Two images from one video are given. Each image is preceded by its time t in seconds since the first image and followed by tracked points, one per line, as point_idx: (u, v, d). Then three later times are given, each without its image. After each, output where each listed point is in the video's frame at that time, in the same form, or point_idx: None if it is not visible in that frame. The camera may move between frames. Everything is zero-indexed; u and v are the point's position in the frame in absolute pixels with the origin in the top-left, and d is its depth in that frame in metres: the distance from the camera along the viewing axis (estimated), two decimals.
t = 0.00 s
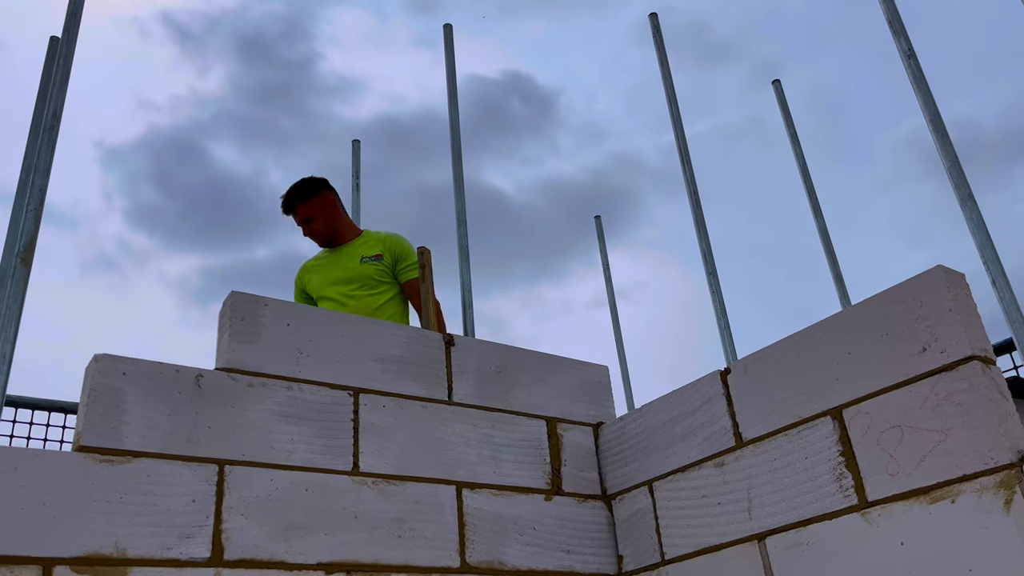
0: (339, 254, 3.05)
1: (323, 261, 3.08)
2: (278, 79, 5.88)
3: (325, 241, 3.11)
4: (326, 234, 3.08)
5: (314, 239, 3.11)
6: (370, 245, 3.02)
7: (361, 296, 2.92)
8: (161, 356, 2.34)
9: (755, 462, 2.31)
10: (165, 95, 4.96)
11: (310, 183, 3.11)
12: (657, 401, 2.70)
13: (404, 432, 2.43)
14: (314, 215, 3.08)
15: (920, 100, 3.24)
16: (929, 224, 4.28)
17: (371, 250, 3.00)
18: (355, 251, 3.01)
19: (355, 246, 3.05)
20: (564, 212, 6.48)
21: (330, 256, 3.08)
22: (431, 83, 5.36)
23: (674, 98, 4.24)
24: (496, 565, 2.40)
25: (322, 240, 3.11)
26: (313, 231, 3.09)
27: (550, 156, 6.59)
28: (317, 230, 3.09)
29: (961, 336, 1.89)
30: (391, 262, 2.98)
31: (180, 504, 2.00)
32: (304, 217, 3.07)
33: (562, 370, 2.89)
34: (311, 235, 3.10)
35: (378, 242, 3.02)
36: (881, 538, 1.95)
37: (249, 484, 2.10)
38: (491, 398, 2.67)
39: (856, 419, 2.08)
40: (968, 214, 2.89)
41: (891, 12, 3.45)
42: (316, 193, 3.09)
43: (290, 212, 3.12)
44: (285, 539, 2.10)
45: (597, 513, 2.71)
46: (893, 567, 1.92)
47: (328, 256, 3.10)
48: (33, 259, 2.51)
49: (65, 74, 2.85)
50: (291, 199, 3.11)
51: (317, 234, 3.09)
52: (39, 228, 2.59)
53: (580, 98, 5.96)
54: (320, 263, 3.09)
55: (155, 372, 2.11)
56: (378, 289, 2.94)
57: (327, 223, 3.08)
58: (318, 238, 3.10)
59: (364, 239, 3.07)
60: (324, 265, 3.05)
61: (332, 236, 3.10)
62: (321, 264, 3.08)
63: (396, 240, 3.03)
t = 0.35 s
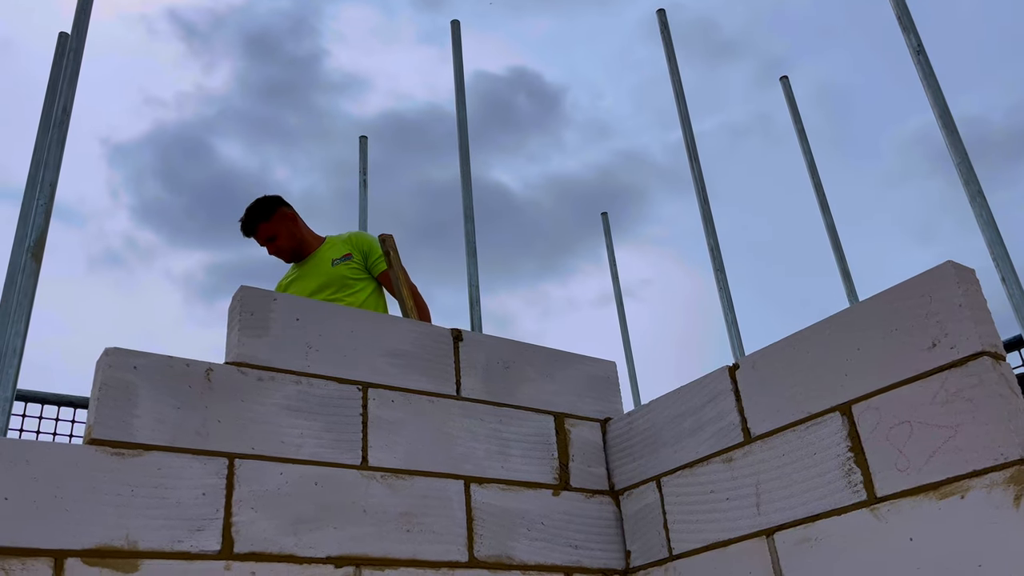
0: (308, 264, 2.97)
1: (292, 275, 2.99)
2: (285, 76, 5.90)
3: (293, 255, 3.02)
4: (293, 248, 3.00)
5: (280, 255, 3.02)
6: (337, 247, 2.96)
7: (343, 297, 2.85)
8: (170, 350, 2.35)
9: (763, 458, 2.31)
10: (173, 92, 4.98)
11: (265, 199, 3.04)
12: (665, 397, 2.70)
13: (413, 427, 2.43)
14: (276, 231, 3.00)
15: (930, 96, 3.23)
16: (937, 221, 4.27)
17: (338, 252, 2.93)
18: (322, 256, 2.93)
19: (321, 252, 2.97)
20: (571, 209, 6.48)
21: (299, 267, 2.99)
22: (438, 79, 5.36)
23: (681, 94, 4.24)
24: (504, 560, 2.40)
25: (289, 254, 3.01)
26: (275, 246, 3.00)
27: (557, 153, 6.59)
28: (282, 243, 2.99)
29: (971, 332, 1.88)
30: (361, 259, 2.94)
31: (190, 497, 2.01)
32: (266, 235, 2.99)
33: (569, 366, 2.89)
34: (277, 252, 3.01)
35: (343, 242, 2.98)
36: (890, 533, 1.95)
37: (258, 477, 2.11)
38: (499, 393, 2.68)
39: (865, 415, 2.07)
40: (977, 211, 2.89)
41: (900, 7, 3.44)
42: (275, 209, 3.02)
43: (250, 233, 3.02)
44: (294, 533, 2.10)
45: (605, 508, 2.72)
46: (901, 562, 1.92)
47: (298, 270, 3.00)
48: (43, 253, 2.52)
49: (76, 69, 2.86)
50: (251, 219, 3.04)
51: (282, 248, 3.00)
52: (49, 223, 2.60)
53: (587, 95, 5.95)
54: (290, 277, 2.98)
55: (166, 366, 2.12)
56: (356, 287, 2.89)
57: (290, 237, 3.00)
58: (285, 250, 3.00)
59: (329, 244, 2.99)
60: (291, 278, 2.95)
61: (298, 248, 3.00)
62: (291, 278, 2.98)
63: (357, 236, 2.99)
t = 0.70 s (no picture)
0: (320, 252, 2.91)
1: (300, 260, 2.93)
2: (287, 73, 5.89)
3: (312, 236, 2.94)
4: (315, 233, 2.94)
5: (301, 232, 2.92)
6: (350, 243, 2.91)
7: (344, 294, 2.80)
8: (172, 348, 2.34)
9: (767, 456, 2.30)
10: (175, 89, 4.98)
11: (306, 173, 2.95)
12: (667, 395, 2.69)
13: (415, 424, 2.43)
14: (311, 209, 2.92)
15: (935, 92, 3.21)
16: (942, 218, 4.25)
17: (349, 248, 2.89)
18: (332, 249, 2.88)
19: (334, 244, 2.92)
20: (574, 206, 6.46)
21: (310, 253, 2.93)
22: (440, 76, 5.35)
23: (685, 91, 4.22)
24: (506, 558, 2.40)
25: (311, 234, 2.93)
26: (305, 222, 2.90)
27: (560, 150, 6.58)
28: (312, 223, 2.91)
29: (977, 330, 1.87)
30: (371, 259, 2.89)
31: (192, 496, 2.00)
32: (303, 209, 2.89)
33: (572, 364, 2.88)
34: (301, 227, 2.91)
35: (358, 238, 2.93)
36: (895, 532, 1.94)
37: (260, 475, 2.11)
38: (502, 391, 2.67)
39: (870, 414, 2.06)
40: (983, 209, 2.87)
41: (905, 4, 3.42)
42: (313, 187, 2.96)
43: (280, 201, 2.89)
44: (296, 531, 2.10)
45: (607, 507, 2.71)
46: (905, 561, 1.91)
47: (308, 254, 2.93)
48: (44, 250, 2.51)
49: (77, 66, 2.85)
50: (287, 185, 2.91)
51: (308, 226, 2.91)
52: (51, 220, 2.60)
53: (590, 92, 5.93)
54: (295, 262, 2.93)
55: (167, 363, 2.11)
56: (360, 287, 2.84)
57: (320, 220, 2.95)
58: (310, 229, 2.92)
59: (345, 236, 2.96)
60: (299, 264, 2.91)
61: (322, 231, 2.95)
62: (297, 263, 2.92)
63: (372, 235, 2.95)
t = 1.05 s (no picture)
0: (370, 245, 2.89)
1: (347, 240, 2.86)
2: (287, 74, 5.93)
3: (368, 225, 2.90)
4: (374, 224, 2.90)
5: (367, 218, 2.86)
6: (394, 248, 2.98)
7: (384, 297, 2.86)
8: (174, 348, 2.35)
9: (765, 456, 2.31)
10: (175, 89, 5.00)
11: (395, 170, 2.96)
12: (667, 395, 2.70)
13: (415, 424, 2.43)
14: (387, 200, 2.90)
15: (933, 94, 3.23)
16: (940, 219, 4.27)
17: (395, 253, 2.96)
18: (383, 247, 2.92)
19: (380, 242, 2.95)
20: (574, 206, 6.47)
21: (359, 239, 2.88)
22: (440, 77, 5.36)
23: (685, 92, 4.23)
24: (506, 557, 2.41)
25: (372, 224, 2.89)
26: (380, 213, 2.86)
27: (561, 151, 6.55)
28: (381, 217, 2.89)
29: (974, 330, 1.88)
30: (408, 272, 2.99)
31: (194, 494, 2.01)
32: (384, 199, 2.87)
33: (572, 364, 2.89)
34: (370, 214, 2.86)
35: (399, 246, 3.01)
36: (893, 531, 1.95)
37: (262, 474, 2.12)
38: (502, 391, 2.68)
39: (868, 413, 2.07)
40: (981, 208, 2.89)
41: (904, 5, 3.44)
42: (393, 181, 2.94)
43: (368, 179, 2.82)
44: (297, 529, 2.11)
45: (607, 506, 2.72)
46: (903, 560, 1.92)
47: (356, 238, 2.87)
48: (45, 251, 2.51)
49: (78, 67, 2.86)
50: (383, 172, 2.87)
51: (376, 217, 2.88)
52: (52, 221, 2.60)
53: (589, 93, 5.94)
54: (340, 237, 2.84)
55: (169, 363, 2.12)
56: (394, 293, 2.91)
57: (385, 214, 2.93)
58: (374, 220, 2.89)
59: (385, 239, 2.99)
60: (347, 245, 2.84)
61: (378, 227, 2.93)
62: (341, 241, 2.84)
63: (408, 247, 3.06)
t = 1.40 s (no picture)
0: (415, 242, 3.06)
1: (400, 234, 3.01)
2: (285, 71, 5.95)
3: (419, 221, 3.04)
4: (424, 222, 3.05)
5: (421, 216, 3.01)
6: (432, 251, 3.16)
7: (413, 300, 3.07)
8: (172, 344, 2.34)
9: (766, 452, 2.30)
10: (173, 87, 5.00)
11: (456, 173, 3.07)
12: (667, 391, 2.69)
13: (414, 421, 2.43)
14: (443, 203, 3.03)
15: (933, 90, 3.22)
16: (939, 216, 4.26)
17: (434, 260, 3.14)
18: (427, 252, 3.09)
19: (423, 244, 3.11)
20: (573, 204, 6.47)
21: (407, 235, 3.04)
22: (439, 75, 5.35)
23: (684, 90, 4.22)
24: (507, 554, 2.40)
25: (423, 221, 3.04)
26: (434, 215, 3.00)
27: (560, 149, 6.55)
28: (433, 217, 3.03)
29: (975, 325, 1.88)
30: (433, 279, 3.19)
31: (193, 492, 2.00)
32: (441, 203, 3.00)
33: (572, 361, 2.89)
34: (426, 214, 3.00)
35: (434, 249, 3.18)
36: (895, 527, 1.94)
37: (261, 471, 2.11)
38: (501, 388, 2.67)
39: (869, 409, 2.07)
40: (981, 204, 2.88)
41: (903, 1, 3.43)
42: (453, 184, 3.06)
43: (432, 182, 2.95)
44: (296, 526, 2.10)
45: (607, 503, 2.71)
46: (905, 556, 1.91)
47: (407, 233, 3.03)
48: (43, 247, 2.51)
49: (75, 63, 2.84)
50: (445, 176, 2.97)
51: (429, 217, 3.02)
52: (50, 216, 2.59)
53: (588, 90, 5.93)
54: (398, 231, 3.00)
55: (167, 359, 2.11)
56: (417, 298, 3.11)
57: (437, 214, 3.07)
58: (426, 219, 3.03)
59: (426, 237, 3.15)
60: (401, 241, 3.00)
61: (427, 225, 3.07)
62: (396, 233, 2.99)
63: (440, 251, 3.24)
